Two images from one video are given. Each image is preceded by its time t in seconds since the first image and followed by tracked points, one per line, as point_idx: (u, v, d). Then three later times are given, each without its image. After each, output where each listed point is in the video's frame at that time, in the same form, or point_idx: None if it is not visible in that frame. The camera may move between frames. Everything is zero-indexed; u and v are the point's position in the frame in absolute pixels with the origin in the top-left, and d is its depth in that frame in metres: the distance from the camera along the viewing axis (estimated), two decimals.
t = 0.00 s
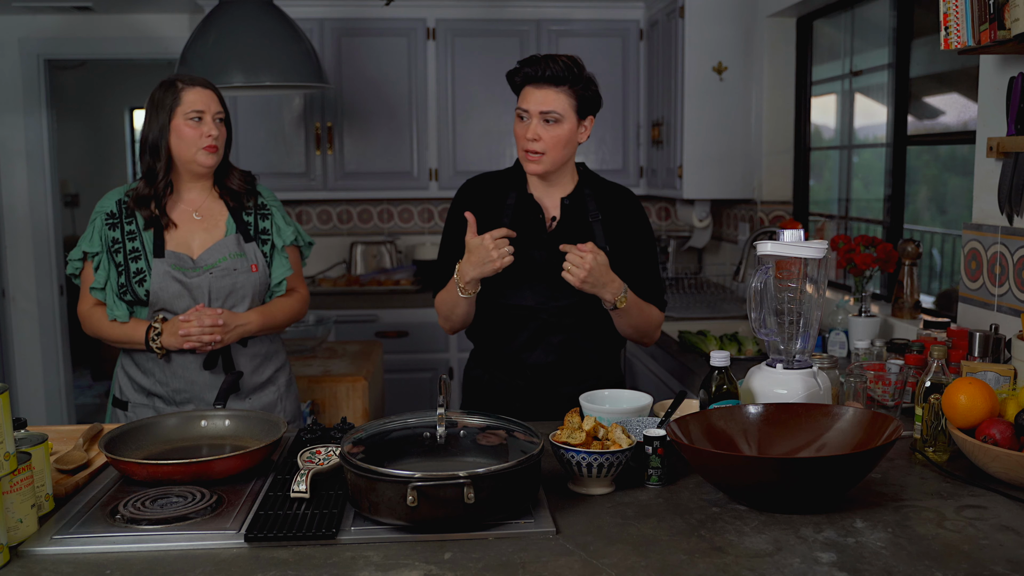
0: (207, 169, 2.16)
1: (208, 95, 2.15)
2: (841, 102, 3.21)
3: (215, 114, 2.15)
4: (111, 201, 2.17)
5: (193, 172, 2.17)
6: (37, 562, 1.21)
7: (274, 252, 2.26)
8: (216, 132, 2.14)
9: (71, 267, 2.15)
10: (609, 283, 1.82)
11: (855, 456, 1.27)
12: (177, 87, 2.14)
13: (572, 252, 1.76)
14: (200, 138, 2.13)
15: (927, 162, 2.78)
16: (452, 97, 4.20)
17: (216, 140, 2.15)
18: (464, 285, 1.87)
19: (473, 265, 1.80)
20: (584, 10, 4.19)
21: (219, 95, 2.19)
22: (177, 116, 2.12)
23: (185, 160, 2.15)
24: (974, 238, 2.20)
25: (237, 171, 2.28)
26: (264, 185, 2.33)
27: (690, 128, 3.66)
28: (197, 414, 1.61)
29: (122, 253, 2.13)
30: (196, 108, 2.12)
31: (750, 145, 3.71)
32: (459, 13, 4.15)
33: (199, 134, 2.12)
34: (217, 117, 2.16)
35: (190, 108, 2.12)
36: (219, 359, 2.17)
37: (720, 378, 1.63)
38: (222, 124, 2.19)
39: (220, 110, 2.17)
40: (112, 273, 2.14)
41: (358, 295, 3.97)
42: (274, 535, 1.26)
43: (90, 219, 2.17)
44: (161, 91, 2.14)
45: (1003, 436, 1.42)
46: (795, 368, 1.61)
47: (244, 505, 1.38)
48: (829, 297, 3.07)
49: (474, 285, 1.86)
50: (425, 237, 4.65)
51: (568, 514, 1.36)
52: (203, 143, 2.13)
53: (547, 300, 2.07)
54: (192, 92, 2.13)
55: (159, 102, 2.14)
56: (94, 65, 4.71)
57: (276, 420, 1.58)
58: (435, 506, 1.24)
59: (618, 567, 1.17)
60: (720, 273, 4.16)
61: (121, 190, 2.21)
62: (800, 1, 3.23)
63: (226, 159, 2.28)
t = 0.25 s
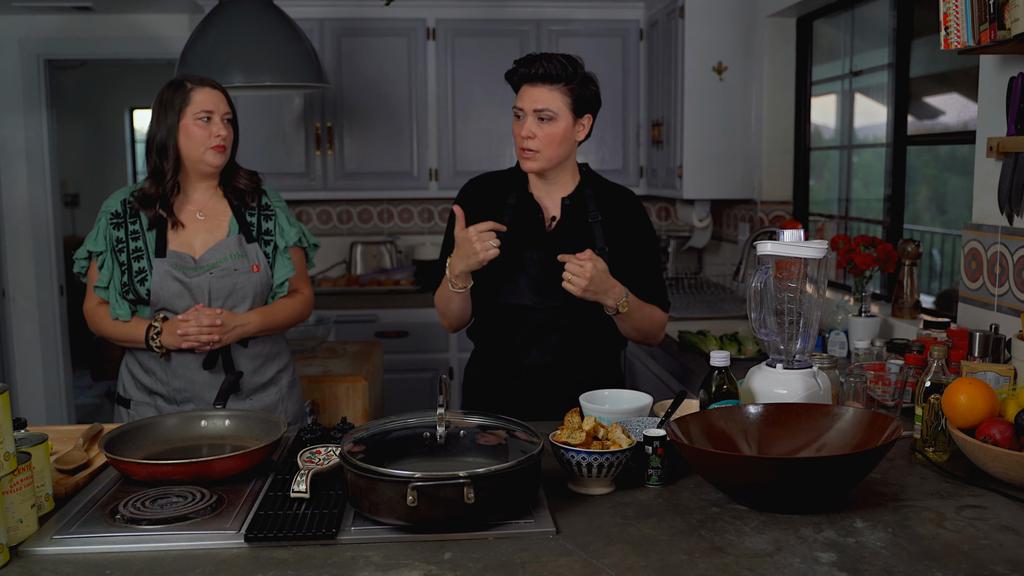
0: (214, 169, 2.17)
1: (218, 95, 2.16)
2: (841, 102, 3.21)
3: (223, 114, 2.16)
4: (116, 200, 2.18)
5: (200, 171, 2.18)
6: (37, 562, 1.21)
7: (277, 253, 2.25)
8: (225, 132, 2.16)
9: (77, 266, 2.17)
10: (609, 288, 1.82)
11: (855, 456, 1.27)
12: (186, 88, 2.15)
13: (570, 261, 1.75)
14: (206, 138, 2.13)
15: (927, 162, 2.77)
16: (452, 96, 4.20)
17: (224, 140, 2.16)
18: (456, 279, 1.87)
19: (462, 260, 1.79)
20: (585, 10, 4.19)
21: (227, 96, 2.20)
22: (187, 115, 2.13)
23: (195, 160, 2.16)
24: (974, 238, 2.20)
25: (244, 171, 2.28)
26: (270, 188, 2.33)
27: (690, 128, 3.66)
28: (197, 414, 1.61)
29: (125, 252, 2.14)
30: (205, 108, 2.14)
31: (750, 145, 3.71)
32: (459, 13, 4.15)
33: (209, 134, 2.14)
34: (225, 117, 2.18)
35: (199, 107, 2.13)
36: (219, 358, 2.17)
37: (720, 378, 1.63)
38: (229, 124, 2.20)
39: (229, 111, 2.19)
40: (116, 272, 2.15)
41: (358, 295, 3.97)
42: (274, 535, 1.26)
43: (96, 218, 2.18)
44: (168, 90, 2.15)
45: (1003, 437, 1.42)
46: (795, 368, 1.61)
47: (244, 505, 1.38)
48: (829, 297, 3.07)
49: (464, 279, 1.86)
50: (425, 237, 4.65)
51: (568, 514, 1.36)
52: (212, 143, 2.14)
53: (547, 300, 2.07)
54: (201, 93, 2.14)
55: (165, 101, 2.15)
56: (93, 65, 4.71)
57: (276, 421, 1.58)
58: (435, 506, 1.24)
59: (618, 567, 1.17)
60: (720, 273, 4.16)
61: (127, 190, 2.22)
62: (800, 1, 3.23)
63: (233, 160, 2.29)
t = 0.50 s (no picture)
0: (216, 170, 2.17)
1: (221, 97, 2.16)
2: (841, 103, 3.21)
3: (226, 116, 2.16)
4: (118, 200, 2.18)
5: (202, 172, 2.18)
6: (37, 562, 1.21)
7: (278, 253, 2.24)
8: (227, 133, 2.16)
9: (78, 265, 2.16)
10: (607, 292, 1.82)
11: (855, 456, 1.27)
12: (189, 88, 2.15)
13: (567, 269, 1.75)
14: (207, 139, 2.14)
15: (926, 162, 2.82)
16: (452, 96, 4.20)
17: (226, 142, 2.16)
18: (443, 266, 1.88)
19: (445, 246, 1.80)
20: (585, 10, 4.19)
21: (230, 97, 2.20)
22: (190, 116, 2.14)
23: (197, 161, 2.16)
24: (974, 238, 2.20)
25: (247, 172, 2.28)
26: (272, 189, 2.32)
27: (691, 128, 3.66)
28: (197, 414, 1.61)
29: (127, 251, 2.14)
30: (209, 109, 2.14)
31: (750, 145, 3.71)
32: (459, 13, 4.15)
33: (211, 135, 2.14)
34: (228, 119, 2.18)
35: (202, 108, 2.13)
36: (219, 357, 2.16)
37: (720, 378, 1.63)
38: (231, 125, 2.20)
39: (231, 112, 2.19)
40: (118, 271, 2.15)
41: (358, 296, 3.97)
42: (274, 535, 1.26)
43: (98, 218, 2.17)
44: (170, 90, 2.15)
45: (1003, 437, 1.42)
46: (795, 368, 1.61)
47: (245, 505, 1.38)
48: (829, 297, 3.07)
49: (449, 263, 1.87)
50: (425, 237, 4.65)
51: (568, 514, 1.36)
52: (213, 144, 2.14)
53: (547, 301, 2.07)
54: (204, 94, 2.14)
55: (168, 101, 2.15)
56: (92, 66, 4.71)
57: (276, 421, 1.58)
58: (435, 506, 1.24)
59: (618, 567, 1.17)
60: (720, 273, 4.17)
61: (128, 189, 2.22)
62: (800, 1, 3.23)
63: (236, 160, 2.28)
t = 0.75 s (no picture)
0: (215, 171, 2.17)
1: (220, 98, 2.16)
2: (841, 103, 3.21)
3: (225, 117, 2.16)
4: (118, 200, 2.18)
5: (201, 173, 2.18)
6: (37, 562, 1.21)
7: (278, 253, 2.24)
8: (226, 135, 2.16)
9: (78, 266, 2.17)
10: (604, 294, 1.83)
11: (854, 456, 1.27)
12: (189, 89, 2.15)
13: (563, 274, 1.76)
14: (203, 141, 2.14)
15: (927, 162, 2.84)
16: (452, 96, 4.20)
17: (225, 143, 2.16)
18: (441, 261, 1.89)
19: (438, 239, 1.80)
20: (585, 9, 4.19)
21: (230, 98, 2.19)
22: (189, 117, 2.14)
23: (195, 162, 2.16)
24: (974, 238, 2.20)
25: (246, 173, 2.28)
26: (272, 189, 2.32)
27: (691, 128, 3.66)
28: (197, 413, 1.61)
29: (127, 252, 2.14)
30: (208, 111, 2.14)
31: (750, 146, 3.71)
32: (459, 12, 4.15)
33: (210, 136, 2.14)
34: (227, 120, 2.17)
35: (202, 110, 2.13)
36: (219, 357, 2.17)
37: (720, 378, 1.63)
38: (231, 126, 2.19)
39: (231, 114, 2.19)
40: (117, 271, 2.15)
41: (357, 296, 3.97)
42: (274, 535, 1.26)
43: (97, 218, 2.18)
44: (169, 91, 2.15)
45: (1003, 437, 1.42)
46: (795, 368, 1.61)
47: (245, 505, 1.38)
48: (829, 297, 3.07)
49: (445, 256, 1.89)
50: (425, 237, 4.66)
51: (569, 514, 1.36)
52: (212, 146, 2.14)
53: (547, 301, 2.07)
54: (204, 95, 2.14)
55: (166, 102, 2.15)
56: (92, 67, 4.72)
57: (275, 421, 1.58)
58: (435, 506, 1.24)
59: (618, 567, 1.17)
60: (720, 273, 4.17)
61: (128, 189, 2.22)
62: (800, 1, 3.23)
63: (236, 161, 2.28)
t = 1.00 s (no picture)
0: (160, 172, 2.09)
1: (166, 97, 2.05)
2: (835, 98, 3.16)
3: (163, 117, 2.05)
4: (89, 198, 2.16)
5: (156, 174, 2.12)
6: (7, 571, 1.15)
7: (247, 260, 2.16)
8: (161, 136, 2.05)
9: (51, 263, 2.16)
10: (597, 300, 1.78)
11: (851, 460, 1.22)
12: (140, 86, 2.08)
13: (556, 290, 1.71)
14: (157, 141, 2.05)
15: (922, 159, 2.75)
16: (435, 92, 4.16)
17: (160, 144, 2.06)
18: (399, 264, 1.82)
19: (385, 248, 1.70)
20: (569, 3, 4.16)
21: (185, 96, 2.08)
22: (133, 115, 2.07)
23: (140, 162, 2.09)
24: (971, 237, 2.15)
25: (217, 173, 2.19)
26: (248, 185, 2.24)
27: (680, 125, 3.61)
28: (173, 417, 1.57)
29: (92, 253, 2.12)
30: (172, 110, 2.06)
31: (741, 143, 3.66)
32: (441, 6, 4.10)
33: (143, 137, 2.06)
34: (169, 120, 2.06)
35: (141, 108, 2.05)
36: (176, 369, 2.12)
37: (709, 381, 1.58)
38: (181, 126, 2.08)
39: (177, 114, 2.07)
40: (84, 272, 2.13)
41: (338, 296, 3.91)
42: (252, 542, 1.20)
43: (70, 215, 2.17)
44: (137, 85, 2.08)
45: (1000, 440, 1.37)
46: (786, 370, 1.56)
47: (222, 511, 1.33)
48: (823, 297, 3.02)
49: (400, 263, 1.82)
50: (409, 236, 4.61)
51: (554, 520, 1.30)
52: (147, 147, 2.06)
53: (536, 300, 2.02)
54: (150, 94, 2.05)
55: (131, 97, 2.08)
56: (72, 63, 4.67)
57: (253, 425, 1.54)
58: (417, 512, 1.19)
59: None
60: (710, 273, 4.12)
61: (103, 186, 2.20)
62: None
63: (207, 159, 2.18)
